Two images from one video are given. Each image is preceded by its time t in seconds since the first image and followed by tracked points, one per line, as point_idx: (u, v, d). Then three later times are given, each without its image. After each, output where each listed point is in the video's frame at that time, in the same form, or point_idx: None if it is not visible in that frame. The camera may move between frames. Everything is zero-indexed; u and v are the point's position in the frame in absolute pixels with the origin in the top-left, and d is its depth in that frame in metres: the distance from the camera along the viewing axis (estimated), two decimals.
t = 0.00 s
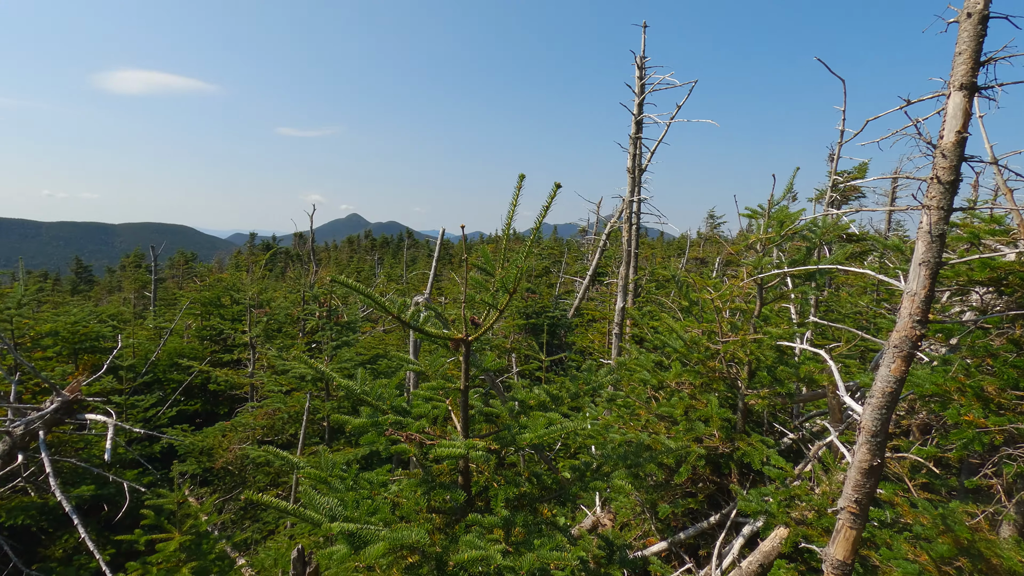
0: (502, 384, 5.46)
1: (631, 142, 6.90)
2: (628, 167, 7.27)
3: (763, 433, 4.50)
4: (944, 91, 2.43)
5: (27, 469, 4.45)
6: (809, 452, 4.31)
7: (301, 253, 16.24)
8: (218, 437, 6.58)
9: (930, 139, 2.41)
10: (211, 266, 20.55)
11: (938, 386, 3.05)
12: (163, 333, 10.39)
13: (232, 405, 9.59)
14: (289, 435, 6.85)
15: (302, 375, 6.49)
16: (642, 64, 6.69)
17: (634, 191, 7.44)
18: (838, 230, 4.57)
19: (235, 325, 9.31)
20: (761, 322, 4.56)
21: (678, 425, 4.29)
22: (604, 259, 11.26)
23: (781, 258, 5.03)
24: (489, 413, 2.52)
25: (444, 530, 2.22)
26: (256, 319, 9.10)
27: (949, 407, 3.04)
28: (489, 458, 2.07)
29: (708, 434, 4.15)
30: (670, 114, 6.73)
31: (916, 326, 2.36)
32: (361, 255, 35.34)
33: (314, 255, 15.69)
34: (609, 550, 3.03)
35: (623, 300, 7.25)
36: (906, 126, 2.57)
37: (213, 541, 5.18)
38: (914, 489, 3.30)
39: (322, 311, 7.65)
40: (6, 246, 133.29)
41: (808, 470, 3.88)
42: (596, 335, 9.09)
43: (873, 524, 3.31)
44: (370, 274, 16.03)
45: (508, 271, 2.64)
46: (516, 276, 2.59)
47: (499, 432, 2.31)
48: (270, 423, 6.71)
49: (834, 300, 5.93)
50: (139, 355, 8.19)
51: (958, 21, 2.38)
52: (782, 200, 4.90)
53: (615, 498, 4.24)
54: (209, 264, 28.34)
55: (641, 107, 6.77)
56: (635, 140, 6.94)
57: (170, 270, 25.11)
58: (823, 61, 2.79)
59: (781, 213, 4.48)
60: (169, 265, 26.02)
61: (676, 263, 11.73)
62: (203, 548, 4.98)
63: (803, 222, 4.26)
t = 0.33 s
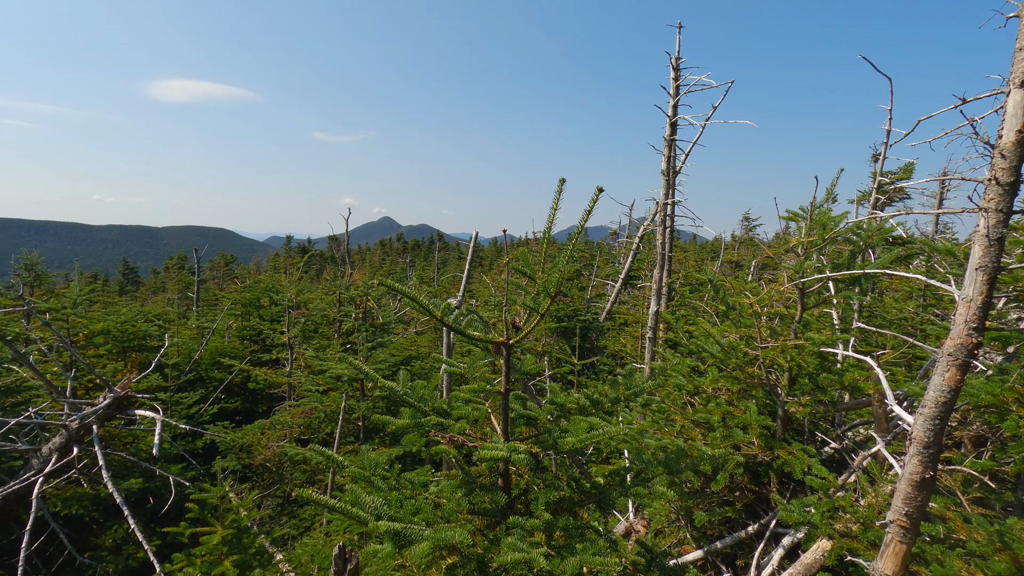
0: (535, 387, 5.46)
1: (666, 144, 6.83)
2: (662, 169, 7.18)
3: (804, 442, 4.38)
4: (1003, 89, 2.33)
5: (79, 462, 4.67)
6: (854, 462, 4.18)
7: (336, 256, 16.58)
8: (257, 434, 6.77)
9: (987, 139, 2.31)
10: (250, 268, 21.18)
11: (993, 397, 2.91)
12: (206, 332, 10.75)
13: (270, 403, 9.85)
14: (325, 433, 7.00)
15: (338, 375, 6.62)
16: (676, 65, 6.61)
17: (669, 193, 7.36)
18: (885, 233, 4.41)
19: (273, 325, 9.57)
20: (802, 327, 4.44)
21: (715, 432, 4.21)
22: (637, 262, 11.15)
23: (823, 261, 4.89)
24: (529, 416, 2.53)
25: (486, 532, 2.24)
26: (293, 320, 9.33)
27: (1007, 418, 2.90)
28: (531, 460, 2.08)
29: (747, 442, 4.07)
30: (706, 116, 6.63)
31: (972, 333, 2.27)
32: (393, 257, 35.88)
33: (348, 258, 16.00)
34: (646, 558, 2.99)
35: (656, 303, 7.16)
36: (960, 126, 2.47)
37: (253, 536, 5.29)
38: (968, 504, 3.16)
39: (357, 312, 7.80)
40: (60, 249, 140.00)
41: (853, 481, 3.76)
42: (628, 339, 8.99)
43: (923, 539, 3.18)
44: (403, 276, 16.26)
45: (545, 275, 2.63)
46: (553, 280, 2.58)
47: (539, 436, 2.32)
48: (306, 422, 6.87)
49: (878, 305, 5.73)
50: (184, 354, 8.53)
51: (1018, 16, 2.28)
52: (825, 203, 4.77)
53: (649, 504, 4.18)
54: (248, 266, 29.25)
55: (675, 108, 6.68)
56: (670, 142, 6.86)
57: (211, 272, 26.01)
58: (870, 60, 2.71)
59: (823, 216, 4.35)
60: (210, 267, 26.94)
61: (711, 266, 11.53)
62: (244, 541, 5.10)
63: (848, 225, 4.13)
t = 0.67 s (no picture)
0: (569, 390, 5.44)
1: (704, 146, 6.71)
2: (699, 171, 7.07)
3: (849, 452, 4.23)
4: None
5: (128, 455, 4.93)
6: (904, 474, 4.02)
7: (371, 258, 16.87)
8: (296, 432, 6.94)
9: None
10: (288, 269, 21.75)
11: None
12: (247, 332, 11.09)
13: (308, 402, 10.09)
14: (360, 432, 7.13)
15: (374, 375, 6.72)
16: (715, 66, 6.50)
17: (706, 195, 7.23)
18: (938, 237, 4.22)
19: (311, 326, 9.79)
20: (849, 333, 4.29)
21: (756, 439, 4.11)
22: (672, 265, 10.99)
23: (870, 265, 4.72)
24: (571, 419, 2.51)
25: (528, 534, 2.24)
26: (331, 321, 9.54)
27: None
28: (575, 464, 2.08)
29: (789, 450, 3.96)
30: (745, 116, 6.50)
31: None
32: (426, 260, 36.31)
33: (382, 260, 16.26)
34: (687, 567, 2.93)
35: (692, 307, 7.03)
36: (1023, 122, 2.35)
37: (292, 531, 5.40)
38: None
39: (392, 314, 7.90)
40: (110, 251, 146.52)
41: (903, 493, 3.61)
42: (663, 343, 8.87)
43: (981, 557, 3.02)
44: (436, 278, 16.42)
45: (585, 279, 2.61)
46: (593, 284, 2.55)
47: (581, 439, 2.31)
48: (343, 421, 7.01)
49: (928, 310, 5.50)
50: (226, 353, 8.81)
51: None
52: (873, 205, 4.60)
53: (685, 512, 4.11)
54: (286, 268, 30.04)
55: (713, 109, 6.57)
56: (707, 143, 6.74)
57: (251, 273, 26.82)
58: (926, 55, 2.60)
59: (871, 219, 4.21)
60: (250, 268, 27.76)
61: (749, 269, 11.28)
62: (284, 536, 5.22)
63: (897, 228, 3.99)
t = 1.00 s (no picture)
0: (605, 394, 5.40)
1: (744, 147, 6.57)
2: (740, 173, 6.92)
3: (901, 463, 4.07)
4: None
5: (178, 447, 5.19)
6: (960, 488, 3.83)
7: (406, 261, 17.12)
8: (334, 431, 7.10)
9: None
10: (326, 271, 22.28)
11: None
12: (288, 332, 11.41)
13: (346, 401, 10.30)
14: (397, 432, 7.24)
15: (411, 376, 6.82)
16: (756, 65, 6.36)
17: (746, 197, 7.08)
18: (997, 240, 4.03)
19: (349, 327, 10.00)
20: (899, 340, 4.13)
21: (801, 448, 3.99)
22: (709, 268, 10.79)
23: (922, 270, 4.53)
24: (614, 424, 2.49)
25: (571, 536, 2.25)
26: (368, 322, 9.73)
27: None
28: (620, 468, 2.07)
29: (836, 460, 3.83)
30: (788, 117, 6.35)
31: None
32: (460, 262, 36.68)
33: (418, 262, 16.48)
34: None
35: (732, 311, 6.88)
36: None
37: (332, 528, 5.52)
38: None
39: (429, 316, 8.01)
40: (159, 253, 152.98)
41: (960, 508, 3.45)
42: (701, 347, 8.70)
43: None
44: (470, 281, 16.54)
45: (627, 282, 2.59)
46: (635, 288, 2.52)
47: (625, 443, 2.31)
48: (380, 420, 7.13)
49: (986, 317, 5.24)
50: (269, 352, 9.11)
51: None
52: (926, 207, 4.42)
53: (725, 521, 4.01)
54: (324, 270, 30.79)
55: (754, 109, 6.43)
56: (748, 144, 6.60)
57: (291, 274, 27.56)
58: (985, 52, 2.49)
59: (923, 221, 4.05)
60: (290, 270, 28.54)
61: (790, 273, 10.98)
62: (324, 532, 5.35)
63: (953, 231, 3.82)
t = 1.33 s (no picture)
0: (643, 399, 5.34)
1: (788, 148, 6.40)
2: (783, 174, 6.75)
3: (959, 477, 3.88)
4: None
5: (225, 442, 5.42)
6: None
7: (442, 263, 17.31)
8: (372, 430, 7.24)
9: None
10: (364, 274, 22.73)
11: None
12: (328, 333, 11.69)
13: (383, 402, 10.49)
14: (433, 433, 7.32)
15: (448, 378, 6.89)
16: (801, 64, 6.19)
17: (790, 199, 6.88)
18: None
19: (388, 328, 10.19)
20: (957, 348, 3.94)
21: (850, 459, 3.85)
22: (750, 272, 10.53)
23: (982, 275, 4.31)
24: (660, 429, 2.46)
25: (616, 542, 2.23)
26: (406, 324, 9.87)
27: None
28: (667, 473, 2.05)
29: (887, 472, 3.67)
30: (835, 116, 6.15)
31: None
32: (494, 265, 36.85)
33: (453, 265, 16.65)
34: None
35: (775, 317, 6.68)
36: None
37: (370, 526, 5.62)
38: None
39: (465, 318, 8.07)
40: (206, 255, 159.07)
41: None
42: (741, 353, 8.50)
43: None
44: (505, 284, 16.61)
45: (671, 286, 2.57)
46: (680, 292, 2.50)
47: (672, 448, 2.28)
48: (417, 421, 7.23)
49: None
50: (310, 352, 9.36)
51: None
52: (986, 209, 4.22)
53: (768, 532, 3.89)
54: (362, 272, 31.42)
55: (799, 109, 6.26)
56: (792, 145, 6.43)
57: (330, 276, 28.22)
58: None
59: (984, 223, 3.86)
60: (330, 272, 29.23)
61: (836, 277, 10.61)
62: (363, 530, 5.45)
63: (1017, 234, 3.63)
